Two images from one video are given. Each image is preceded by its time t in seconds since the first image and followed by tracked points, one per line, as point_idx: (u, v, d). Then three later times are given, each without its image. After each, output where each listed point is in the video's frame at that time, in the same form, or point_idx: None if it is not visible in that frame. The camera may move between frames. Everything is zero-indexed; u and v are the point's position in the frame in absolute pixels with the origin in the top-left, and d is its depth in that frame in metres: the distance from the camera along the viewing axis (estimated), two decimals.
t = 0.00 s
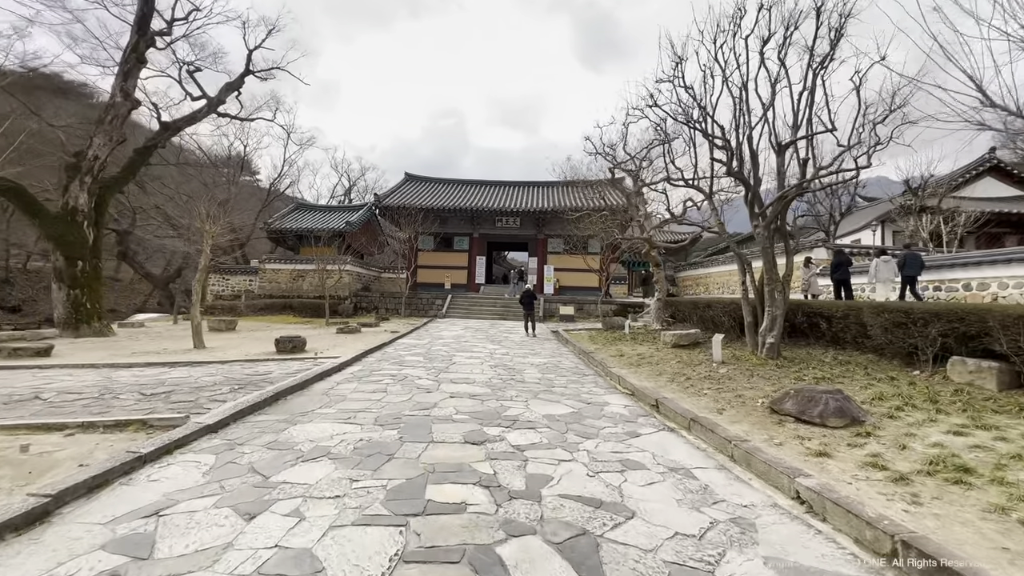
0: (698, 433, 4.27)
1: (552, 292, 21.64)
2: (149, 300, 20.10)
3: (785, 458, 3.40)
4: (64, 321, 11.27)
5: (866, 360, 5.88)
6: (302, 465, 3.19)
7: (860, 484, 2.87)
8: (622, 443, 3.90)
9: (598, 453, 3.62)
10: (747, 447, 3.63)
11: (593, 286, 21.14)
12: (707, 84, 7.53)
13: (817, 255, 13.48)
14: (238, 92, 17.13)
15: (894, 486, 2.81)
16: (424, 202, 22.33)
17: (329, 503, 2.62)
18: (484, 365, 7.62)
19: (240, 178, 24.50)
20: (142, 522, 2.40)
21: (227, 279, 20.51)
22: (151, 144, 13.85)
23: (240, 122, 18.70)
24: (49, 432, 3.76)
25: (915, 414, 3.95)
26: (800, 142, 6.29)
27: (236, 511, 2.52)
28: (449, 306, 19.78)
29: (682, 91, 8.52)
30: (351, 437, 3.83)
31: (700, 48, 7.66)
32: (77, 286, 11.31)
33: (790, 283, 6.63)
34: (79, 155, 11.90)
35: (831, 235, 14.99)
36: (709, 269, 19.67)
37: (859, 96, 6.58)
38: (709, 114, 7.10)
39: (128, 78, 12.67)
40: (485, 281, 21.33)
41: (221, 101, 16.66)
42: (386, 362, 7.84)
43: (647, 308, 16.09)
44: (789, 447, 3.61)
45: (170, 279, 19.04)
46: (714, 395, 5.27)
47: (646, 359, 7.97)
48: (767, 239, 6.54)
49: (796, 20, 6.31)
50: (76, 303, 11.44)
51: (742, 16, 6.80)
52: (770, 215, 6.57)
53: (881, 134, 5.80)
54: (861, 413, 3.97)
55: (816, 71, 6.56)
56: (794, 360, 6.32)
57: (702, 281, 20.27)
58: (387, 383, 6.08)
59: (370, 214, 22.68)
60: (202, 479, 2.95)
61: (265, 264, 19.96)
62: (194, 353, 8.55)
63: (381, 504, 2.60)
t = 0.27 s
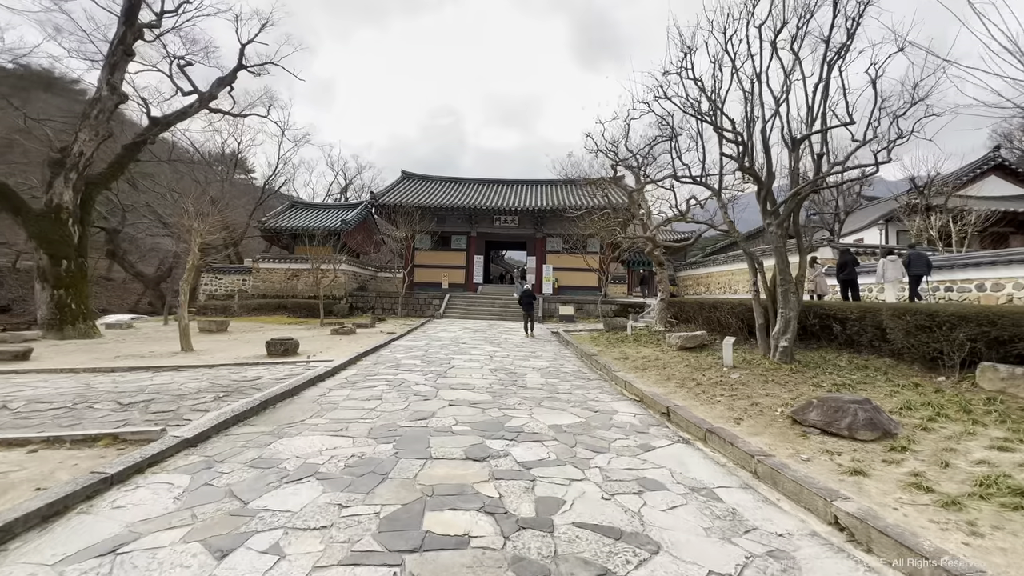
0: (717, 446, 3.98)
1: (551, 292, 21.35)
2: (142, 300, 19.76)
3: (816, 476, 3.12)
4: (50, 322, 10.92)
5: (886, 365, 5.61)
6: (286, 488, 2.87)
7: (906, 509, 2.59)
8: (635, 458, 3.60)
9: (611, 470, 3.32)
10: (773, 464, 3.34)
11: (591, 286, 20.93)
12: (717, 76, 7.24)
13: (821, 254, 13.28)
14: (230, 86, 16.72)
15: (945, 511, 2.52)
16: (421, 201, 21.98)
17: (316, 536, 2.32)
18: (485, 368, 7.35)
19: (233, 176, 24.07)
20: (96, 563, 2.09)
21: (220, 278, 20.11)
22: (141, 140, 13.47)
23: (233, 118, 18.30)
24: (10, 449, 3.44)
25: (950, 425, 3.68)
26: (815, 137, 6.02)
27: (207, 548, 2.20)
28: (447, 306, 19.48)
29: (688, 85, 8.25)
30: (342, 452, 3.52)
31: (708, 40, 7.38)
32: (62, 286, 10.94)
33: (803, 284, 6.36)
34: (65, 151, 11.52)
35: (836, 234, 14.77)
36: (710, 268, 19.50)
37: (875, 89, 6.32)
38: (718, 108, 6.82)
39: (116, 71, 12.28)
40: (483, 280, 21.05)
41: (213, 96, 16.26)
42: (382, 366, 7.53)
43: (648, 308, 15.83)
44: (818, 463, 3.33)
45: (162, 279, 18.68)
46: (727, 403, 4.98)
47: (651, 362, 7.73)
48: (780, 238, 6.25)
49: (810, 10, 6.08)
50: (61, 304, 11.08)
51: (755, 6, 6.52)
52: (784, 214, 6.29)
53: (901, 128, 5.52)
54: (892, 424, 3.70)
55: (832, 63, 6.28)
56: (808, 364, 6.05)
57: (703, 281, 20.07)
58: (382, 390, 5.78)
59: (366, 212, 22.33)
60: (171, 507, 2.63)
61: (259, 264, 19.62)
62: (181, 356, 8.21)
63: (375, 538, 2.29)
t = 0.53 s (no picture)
0: (737, 454, 3.69)
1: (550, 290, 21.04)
2: (133, 298, 19.43)
3: (853, 490, 2.83)
4: (32, 321, 10.53)
5: (906, 366, 5.34)
6: (265, 507, 2.56)
7: (963, 530, 2.30)
8: (651, 469, 3.31)
9: (626, 482, 3.02)
10: (803, 475, 3.05)
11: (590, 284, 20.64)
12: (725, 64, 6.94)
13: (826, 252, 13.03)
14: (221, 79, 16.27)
15: (1007, 533, 2.24)
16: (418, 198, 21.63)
17: (295, 567, 2.01)
18: (484, 369, 7.05)
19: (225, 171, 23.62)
20: None
21: (212, 276, 19.71)
22: (128, 133, 13.03)
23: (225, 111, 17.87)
24: None
25: (990, 432, 3.40)
26: (830, 126, 5.74)
27: None
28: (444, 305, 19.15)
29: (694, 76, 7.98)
30: (330, 463, 3.21)
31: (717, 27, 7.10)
32: (45, 284, 10.55)
33: (816, 281, 6.09)
34: (48, 143, 11.10)
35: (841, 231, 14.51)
36: (711, 266, 19.26)
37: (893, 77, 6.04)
38: (728, 97, 6.54)
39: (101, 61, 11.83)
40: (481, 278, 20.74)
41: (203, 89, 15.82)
42: (376, 367, 7.20)
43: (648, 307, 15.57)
44: (852, 474, 3.04)
45: (153, 276, 18.30)
46: (743, 406, 4.70)
47: (656, 362, 7.45)
48: (794, 232, 5.96)
49: None
50: (45, 302, 10.69)
51: None
52: (797, 207, 6.01)
53: (923, 116, 5.25)
54: (927, 430, 3.42)
55: (847, 49, 6.00)
56: (823, 364, 5.78)
57: (703, 279, 19.83)
58: (376, 392, 5.46)
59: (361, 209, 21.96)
60: (133, 530, 2.31)
61: (252, 261, 19.24)
62: (167, 356, 7.86)
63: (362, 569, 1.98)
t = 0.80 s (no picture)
0: (759, 467, 3.42)
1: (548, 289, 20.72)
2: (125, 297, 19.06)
3: (896, 511, 2.55)
4: (15, 321, 10.18)
5: (928, 369, 5.07)
6: (240, 536, 2.26)
7: None
8: (669, 485, 3.02)
9: (644, 503, 2.73)
10: (838, 493, 2.77)
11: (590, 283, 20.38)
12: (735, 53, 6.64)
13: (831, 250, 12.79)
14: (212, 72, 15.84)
15: None
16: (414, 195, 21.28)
17: None
18: (484, 371, 6.76)
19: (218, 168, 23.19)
20: None
21: (205, 274, 19.32)
22: (115, 127, 12.63)
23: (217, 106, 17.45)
24: None
25: None
26: (848, 116, 5.45)
27: None
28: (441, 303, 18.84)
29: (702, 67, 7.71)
30: (317, 481, 2.91)
31: (726, 15, 6.79)
32: (28, 282, 10.19)
33: (832, 280, 5.81)
34: (30, 137, 10.71)
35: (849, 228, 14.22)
36: (712, 264, 19.04)
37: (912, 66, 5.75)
38: (738, 87, 6.26)
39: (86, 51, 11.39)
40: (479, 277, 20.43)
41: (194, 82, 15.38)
42: (371, 369, 6.90)
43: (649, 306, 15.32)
44: (892, 492, 2.76)
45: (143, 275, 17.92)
46: (761, 413, 4.42)
47: (662, 364, 7.19)
48: (808, 228, 5.67)
49: None
50: (28, 301, 10.32)
51: None
52: (812, 203, 5.72)
53: (947, 105, 4.96)
54: (968, 442, 3.14)
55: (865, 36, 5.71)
56: (841, 367, 5.50)
57: (704, 277, 19.62)
58: (370, 398, 5.15)
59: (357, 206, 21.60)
60: (85, 566, 2.01)
61: (245, 259, 18.87)
62: (153, 358, 7.54)
63: None
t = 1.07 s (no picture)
0: (787, 478, 3.15)
1: (548, 286, 20.44)
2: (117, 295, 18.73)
3: (950, 531, 2.29)
4: None
5: (953, 371, 4.83)
6: (212, 566, 1.97)
7: None
8: (692, 500, 2.75)
9: (668, 522, 2.45)
10: (881, 510, 2.50)
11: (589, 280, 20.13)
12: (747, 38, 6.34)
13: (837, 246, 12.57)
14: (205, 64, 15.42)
15: None
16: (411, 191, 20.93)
17: None
18: (484, 371, 6.49)
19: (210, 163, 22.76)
20: None
21: (197, 271, 18.93)
22: (103, 119, 12.23)
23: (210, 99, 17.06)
24: None
25: None
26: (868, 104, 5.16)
27: None
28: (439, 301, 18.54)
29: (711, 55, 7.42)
30: (304, 497, 2.62)
31: None
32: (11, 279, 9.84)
33: (850, 276, 5.55)
34: (12, 128, 10.33)
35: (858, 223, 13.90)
36: (714, 261, 18.82)
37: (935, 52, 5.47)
38: (751, 74, 5.95)
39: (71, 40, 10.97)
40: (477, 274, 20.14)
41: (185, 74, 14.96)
42: (366, 370, 6.61)
43: (651, 303, 15.07)
44: (941, 508, 2.50)
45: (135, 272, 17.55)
46: (780, 417, 4.15)
47: (669, 363, 6.92)
48: (825, 222, 5.40)
49: None
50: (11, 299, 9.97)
51: None
52: (829, 195, 5.44)
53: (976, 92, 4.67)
54: (1015, 452, 2.89)
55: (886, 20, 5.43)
56: (861, 368, 5.25)
57: (705, 274, 19.41)
58: (365, 401, 4.86)
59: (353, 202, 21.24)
60: None
61: (239, 256, 18.51)
62: (138, 357, 7.23)
63: None
